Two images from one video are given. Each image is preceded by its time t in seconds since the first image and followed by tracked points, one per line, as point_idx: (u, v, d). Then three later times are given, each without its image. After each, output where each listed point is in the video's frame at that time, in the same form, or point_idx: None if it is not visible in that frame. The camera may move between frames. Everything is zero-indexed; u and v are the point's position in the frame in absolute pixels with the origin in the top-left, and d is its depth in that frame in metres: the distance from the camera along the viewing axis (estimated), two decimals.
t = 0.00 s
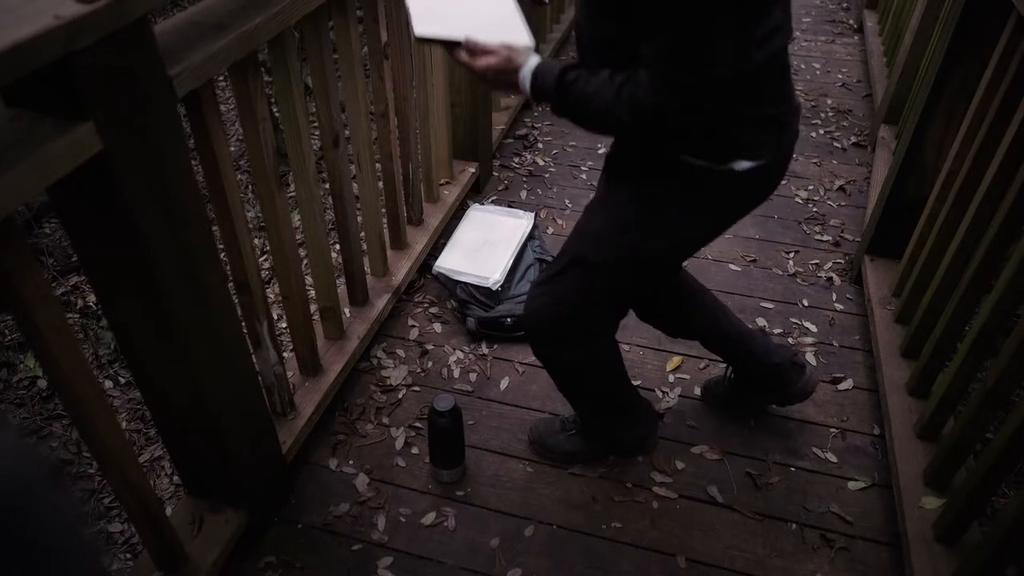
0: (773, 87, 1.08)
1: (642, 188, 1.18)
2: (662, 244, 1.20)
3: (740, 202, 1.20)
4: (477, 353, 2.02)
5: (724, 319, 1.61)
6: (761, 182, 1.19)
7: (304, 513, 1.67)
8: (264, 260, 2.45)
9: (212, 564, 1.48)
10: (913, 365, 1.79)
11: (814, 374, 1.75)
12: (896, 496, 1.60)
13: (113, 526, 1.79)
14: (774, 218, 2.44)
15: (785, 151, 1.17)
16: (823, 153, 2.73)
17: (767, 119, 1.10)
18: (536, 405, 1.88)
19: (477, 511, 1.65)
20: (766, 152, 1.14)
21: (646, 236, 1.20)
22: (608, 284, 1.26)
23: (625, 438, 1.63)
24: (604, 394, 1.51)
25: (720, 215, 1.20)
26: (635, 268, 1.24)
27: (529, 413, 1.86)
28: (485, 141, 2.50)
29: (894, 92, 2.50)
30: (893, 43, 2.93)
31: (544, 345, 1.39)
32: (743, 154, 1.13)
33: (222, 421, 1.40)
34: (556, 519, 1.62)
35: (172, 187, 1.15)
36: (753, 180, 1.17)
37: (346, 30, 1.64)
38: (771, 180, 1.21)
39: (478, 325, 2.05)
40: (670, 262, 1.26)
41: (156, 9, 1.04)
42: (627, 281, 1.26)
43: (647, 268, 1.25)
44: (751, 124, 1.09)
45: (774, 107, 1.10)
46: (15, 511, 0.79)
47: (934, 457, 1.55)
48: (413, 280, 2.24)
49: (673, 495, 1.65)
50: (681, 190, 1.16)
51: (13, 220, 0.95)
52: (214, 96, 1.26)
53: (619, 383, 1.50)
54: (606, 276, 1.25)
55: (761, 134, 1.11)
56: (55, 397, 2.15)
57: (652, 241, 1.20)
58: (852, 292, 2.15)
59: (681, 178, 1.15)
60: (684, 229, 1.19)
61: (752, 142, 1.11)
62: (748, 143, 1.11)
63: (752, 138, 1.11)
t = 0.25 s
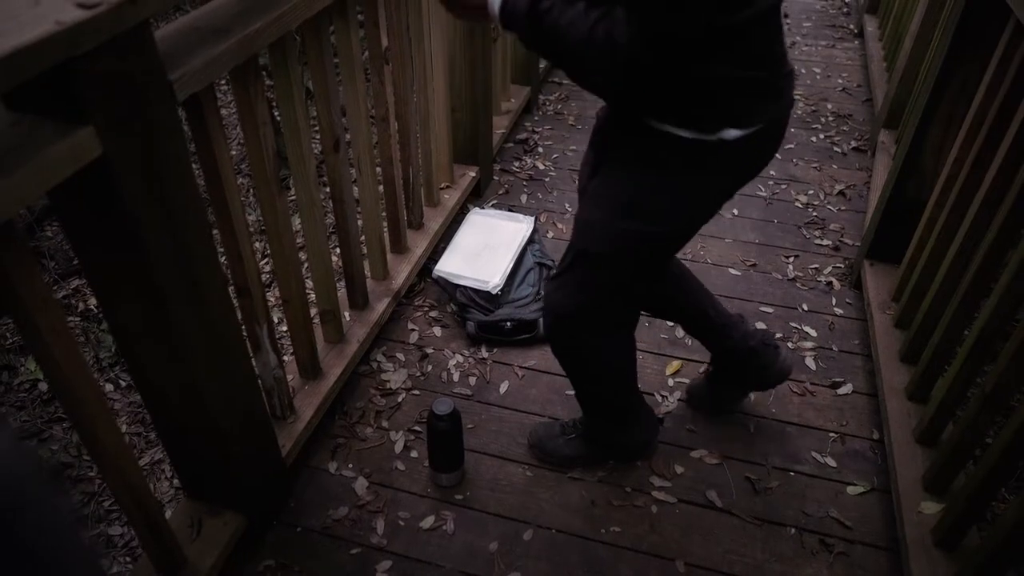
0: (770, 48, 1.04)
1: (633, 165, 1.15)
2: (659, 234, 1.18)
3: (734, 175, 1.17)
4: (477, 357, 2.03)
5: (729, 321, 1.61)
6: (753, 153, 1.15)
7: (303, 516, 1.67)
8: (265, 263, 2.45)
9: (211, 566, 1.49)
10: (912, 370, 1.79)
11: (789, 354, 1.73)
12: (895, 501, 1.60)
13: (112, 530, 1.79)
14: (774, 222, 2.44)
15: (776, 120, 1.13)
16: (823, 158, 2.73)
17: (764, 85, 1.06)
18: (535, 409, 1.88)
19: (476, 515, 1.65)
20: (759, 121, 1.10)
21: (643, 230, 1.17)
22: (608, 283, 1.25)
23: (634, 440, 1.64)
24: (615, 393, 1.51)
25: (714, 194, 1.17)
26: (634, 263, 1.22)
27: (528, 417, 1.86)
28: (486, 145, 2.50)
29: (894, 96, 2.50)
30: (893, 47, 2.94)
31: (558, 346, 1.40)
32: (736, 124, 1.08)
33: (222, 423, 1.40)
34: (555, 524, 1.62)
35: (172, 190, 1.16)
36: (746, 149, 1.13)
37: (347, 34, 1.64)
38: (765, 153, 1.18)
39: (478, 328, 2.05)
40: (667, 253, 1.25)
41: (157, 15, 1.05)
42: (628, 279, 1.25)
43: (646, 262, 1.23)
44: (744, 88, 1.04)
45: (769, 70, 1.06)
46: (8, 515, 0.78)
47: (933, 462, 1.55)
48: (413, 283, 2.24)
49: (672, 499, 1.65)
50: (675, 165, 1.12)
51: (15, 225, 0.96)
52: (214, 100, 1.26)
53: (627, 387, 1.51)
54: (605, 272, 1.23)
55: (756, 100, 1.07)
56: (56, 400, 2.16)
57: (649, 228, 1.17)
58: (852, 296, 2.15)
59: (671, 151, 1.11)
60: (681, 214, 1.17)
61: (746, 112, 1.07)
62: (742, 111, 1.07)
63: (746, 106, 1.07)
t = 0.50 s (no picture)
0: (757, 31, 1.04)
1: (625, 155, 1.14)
2: (657, 232, 1.18)
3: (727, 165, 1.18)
4: (476, 364, 2.03)
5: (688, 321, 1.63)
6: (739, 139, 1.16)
7: (303, 524, 1.67)
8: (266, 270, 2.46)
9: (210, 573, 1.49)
10: (912, 379, 1.79)
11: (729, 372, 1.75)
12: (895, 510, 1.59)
13: (112, 536, 1.79)
14: (774, 231, 2.44)
15: (762, 106, 1.13)
16: (824, 166, 2.74)
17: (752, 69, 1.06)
18: (535, 417, 1.88)
19: (476, 522, 1.65)
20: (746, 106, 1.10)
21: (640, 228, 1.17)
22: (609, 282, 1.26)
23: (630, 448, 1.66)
24: (618, 397, 1.53)
25: (708, 186, 1.17)
26: (633, 263, 1.23)
27: (528, 425, 1.86)
28: (487, 153, 2.51)
29: (894, 105, 2.51)
30: (893, 56, 2.95)
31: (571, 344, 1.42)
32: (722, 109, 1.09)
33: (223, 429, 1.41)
34: (554, 532, 1.62)
35: (174, 197, 1.16)
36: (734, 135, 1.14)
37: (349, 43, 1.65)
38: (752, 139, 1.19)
39: (478, 336, 2.06)
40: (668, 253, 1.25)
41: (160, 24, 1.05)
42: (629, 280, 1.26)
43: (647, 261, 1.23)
44: (731, 74, 1.04)
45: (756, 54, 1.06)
46: (1, 523, 0.78)
47: (933, 471, 1.55)
48: (414, 291, 2.25)
49: (671, 507, 1.65)
50: (668, 156, 1.12)
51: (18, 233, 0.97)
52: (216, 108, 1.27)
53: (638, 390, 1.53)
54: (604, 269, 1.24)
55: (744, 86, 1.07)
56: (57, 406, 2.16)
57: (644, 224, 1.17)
58: (852, 305, 2.16)
59: (660, 138, 1.10)
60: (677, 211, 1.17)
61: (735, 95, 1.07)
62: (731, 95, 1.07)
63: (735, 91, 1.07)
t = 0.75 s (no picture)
0: (745, 30, 1.04)
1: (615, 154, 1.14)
2: (650, 238, 1.19)
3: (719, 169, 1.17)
4: (477, 373, 2.03)
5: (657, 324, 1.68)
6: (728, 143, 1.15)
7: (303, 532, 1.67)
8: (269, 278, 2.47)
9: None
10: (913, 389, 1.79)
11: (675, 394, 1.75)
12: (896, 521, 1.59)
13: (113, 543, 1.79)
14: (776, 240, 2.44)
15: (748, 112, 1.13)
16: (826, 176, 2.74)
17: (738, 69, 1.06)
18: (535, 426, 1.88)
19: (475, 531, 1.65)
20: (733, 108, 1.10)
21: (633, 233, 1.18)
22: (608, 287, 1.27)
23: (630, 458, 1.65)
24: (621, 405, 1.52)
25: (700, 190, 1.17)
26: (630, 269, 1.23)
27: (528, 434, 1.86)
28: (490, 162, 2.52)
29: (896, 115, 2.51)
30: (895, 67, 2.95)
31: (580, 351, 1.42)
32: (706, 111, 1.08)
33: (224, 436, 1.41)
34: (554, 541, 1.62)
35: (176, 205, 1.17)
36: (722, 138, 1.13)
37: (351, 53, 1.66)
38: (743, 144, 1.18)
39: (479, 344, 2.06)
40: (666, 259, 1.25)
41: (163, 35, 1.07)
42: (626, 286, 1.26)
43: (643, 267, 1.24)
44: (717, 76, 1.04)
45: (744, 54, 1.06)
46: None
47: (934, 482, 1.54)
48: (415, 299, 2.25)
49: (671, 517, 1.65)
50: (658, 158, 1.12)
51: (22, 240, 0.98)
52: (219, 118, 1.28)
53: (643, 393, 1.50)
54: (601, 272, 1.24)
55: (730, 86, 1.07)
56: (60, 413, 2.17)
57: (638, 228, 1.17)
58: (853, 315, 2.15)
59: (643, 138, 1.11)
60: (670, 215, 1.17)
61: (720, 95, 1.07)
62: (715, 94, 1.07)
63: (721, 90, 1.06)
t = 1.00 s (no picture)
0: (724, 39, 1.04)
1: (602, 161, 1.15)
2: (637, 247, 1.19)
3: (704, 180, 1.17)
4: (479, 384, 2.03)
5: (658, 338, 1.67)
6: (708, 155, 1.15)
7: (303, 542, 1.67)
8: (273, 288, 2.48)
9: None
10: (916, 403, 1.78)
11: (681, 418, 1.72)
12: (898, 536, 1.58)
13: (114, 552, 1.79)
14: (779, 253, 2.44)
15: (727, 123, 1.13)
16: (829, 189, 2.74)
17: (717, 79, 1.06)
18: (537, 437, 1.88)
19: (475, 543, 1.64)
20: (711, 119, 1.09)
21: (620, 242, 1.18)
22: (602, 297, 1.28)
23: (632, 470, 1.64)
24: (620, 412, 1.51)
25: (682, 203, 1.16)
26: (623, 279, 1.23)
27: (529, 445, 1.86)
28: (493, 173, 2.53)
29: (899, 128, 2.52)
30: (899, 80, 2.96)
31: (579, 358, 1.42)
32: (683, 121, 1.07)
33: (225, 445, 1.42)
34: (554, 553, 1.61)
35: (179, 215, 1.18)
36: (700, 148, 1.13)
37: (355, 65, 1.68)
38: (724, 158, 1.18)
39: (481, 355, 2.06)
40: (658, 268, 1.25)
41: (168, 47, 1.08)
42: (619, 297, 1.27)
43: (634, 278, 1.24)
44: (696, 88, 1.04)
45: (724, 63, 1.06)
46: None
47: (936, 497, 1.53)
48: (418, 310, 2.26)
49: (672, 531, 1.64)
50: (641, 166, 1.13)
51: (26, 249, 0.98)
52: (223, 129, 1.30)
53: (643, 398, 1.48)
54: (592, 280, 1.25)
55: (708, 96, 1.06)
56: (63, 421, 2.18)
57: (625, 237, 1.18)
58: (856, 328, 2.15)
59: (623, 144, 1.12)
60: (658, 225, 1.17)
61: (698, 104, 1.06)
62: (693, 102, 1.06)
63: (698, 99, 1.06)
